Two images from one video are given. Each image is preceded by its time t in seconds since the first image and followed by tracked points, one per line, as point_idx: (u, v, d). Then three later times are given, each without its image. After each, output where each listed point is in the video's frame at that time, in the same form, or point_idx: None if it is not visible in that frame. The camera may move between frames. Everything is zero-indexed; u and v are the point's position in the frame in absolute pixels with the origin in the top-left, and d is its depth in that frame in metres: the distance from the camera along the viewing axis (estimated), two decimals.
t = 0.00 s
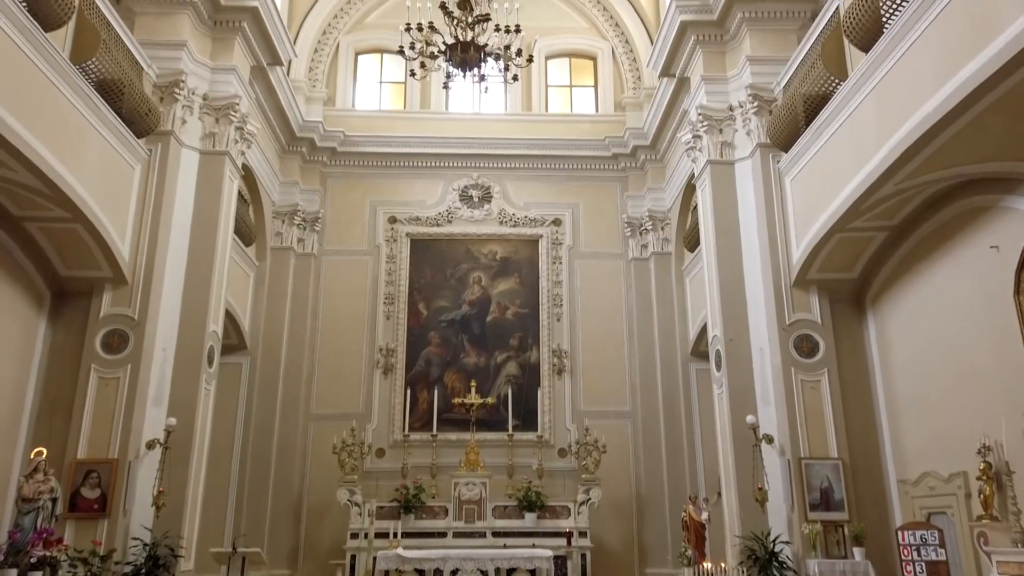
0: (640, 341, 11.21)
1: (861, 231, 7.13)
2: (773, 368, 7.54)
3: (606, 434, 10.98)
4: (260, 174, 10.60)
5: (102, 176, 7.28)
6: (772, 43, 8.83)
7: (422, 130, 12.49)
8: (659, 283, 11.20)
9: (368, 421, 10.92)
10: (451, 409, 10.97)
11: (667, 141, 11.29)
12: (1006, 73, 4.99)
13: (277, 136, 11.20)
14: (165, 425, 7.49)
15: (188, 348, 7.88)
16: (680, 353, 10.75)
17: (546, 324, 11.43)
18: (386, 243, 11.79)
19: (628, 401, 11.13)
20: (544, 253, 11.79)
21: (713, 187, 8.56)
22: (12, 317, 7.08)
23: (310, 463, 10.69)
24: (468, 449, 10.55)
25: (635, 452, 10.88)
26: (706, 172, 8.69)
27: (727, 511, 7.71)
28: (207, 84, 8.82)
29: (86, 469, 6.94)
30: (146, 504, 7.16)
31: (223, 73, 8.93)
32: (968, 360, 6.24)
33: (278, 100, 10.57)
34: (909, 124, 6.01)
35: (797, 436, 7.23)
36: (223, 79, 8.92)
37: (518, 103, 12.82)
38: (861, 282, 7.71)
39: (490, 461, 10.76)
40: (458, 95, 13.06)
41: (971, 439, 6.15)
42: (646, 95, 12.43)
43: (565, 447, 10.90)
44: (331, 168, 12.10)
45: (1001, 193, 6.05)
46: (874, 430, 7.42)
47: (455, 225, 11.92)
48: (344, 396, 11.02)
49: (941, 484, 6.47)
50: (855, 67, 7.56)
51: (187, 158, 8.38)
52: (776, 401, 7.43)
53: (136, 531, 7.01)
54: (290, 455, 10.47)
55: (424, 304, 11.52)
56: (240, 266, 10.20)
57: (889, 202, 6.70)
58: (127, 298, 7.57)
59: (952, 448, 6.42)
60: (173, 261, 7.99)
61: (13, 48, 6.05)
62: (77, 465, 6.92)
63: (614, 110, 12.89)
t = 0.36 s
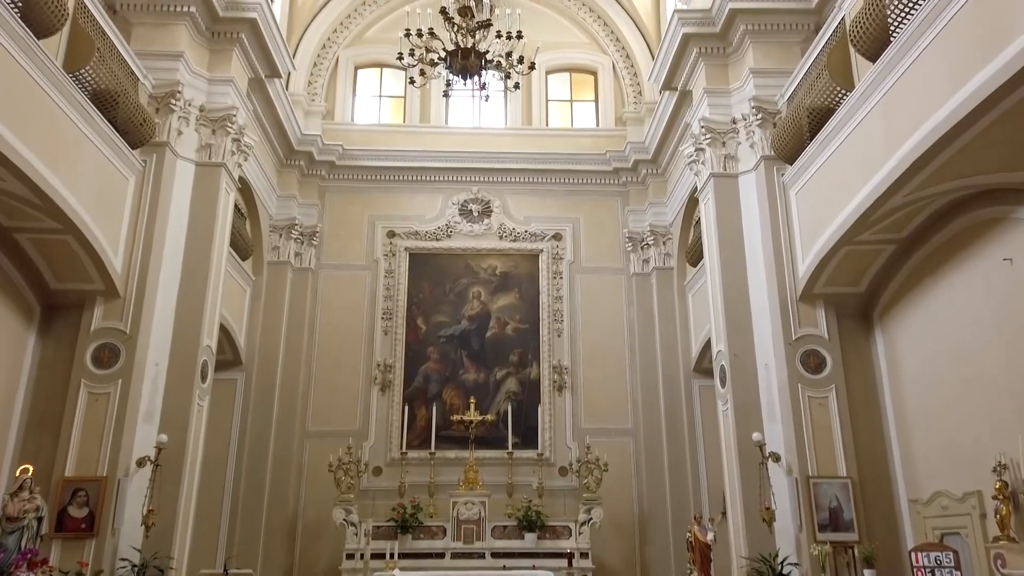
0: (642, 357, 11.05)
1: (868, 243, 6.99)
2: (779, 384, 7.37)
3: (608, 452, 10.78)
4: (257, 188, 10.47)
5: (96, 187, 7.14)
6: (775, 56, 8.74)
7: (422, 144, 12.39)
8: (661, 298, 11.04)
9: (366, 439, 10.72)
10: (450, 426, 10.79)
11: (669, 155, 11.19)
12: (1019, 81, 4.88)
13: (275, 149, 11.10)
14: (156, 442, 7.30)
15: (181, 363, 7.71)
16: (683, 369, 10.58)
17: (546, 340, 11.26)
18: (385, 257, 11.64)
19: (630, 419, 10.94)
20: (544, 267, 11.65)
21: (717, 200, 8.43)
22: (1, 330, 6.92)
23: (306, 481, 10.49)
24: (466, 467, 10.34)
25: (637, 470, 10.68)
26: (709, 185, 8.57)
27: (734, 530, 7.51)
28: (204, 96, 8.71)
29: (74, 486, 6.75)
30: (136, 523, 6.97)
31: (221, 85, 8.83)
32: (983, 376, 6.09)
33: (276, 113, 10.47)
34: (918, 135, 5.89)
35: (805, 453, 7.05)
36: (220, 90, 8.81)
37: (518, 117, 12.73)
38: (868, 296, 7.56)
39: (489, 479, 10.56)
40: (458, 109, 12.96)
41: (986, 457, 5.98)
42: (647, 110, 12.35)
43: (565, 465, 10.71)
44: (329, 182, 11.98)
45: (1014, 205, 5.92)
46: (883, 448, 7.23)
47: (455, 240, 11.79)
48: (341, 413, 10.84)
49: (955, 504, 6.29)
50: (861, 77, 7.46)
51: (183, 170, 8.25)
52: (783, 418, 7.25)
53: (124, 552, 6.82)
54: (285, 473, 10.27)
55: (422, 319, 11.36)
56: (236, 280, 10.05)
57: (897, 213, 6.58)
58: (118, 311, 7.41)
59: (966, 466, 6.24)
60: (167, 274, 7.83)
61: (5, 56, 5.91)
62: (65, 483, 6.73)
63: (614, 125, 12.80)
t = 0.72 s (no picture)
0: (643, 372, 10.87)
1: (874, 254, 6.85)
2: (784, 398, 7.20)
3: (608, 470, 10.57)
4: (252, 200, 10.34)
5: (86, 197, 6.99)
6: (776, 66, 8.63)
7: (420, 157, 12.27)
8: (662, 313, 10.88)
9: (361, 456, 10.52)
10: (448, 443, 10.59)
11: (669, 167, 11.07)
12: None
13: (271, 161, 10.98)
14: (144, 458, 7.11)
15: (171, 378, 7.54)
16: (685, 384, 10.38)
17: (546, 355, 11.09)
18: (382, 271, 11.49)
19: (630, 436, 10.74)
20: (543, 281, 11.49)
21: (718, 211, 8.29)
22: None
23: (299, 499, 10.27)
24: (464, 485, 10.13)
25: (638, 488, 10.47)
26: (710, 197, 8.44)
27: (738, 549, 7.31)
28: (198, 106, 8.59)
29: (59, 504, 6.56)
30: (122, 542, 6.76)
31: (216, 95, 8.71)
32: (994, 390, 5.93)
33: (272, 124, 10.36)
34: (925, 142, 5.77)
35: (811, 469, 6.87)
36: (214, 100, 8.69)
37: (517, 130, 12.62)
38: (874, 308, 7.41)
39: (487, 497, 10.34)
40: (456, 122, 12.86)
41: (1000, 473, 5.81)
42: (647, 123, 12.24)
43: (565, 483, 10.50)
44: (325, 195, 11.85)
45: None
46: (892, 464, 7.05)
47: (453, 253, 11.64)
48: (336, 429, 10.63)
49: (968, 522, 6.10)
50: (864, 85, 7.34)
51: (175, 180, 8.11)
52: (788, 433, 7.07)
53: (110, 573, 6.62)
54: (278, 491, 10.06)
55: (419, 334, 11.18)
56: (230, 293, 9.89)
57: (904, 222, 6.44)
58: (108, 324, 7.24)
59: (979, 482, 6.05)
60: (158, 287, 7.67)
61: None
62: (50, 500, 6.54)
63: (614, 138, 12.70)
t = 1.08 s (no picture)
0: (644, 387, 10.67)
1: (881, 263, 6.69)
2: (789, 411, 7.01)
3: (608, 486, 10.34)
4: (246, 211, 10.19)
5: (73, 205, 6.83)
6: (778, 75, 8.51)
7: (417, 169, 12.13)
8: (662, 325, 10.70)
9: (356, 472, 10.29)
10: (444, 459, 10.37)
11: (669, 179, 10.94)
12: None
13: (265, 172, 10.85)
14: (130, 474, 6.91)
15: (160, 392, 7.34)
16: (686, 399, 10.18)
17: (544, 369, 10.89)
18: (378, 284, 11.31)
19: (631, 452, 10.53)
20: (541, 294, 11.32)
21: (720, 221, 8.14)
22: None
23: (292, 516, 10.04)
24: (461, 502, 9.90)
25: (639, 505, 10.24)
26: (712, 206, 8.28)
27: (743, 568, 7.09)
28: (190, 115, 8.46)
29: (40, 522, 6.37)
30: (106, 561, 6.55)
31: (209, 104, 8.58)
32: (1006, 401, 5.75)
33: (266, 135, 10.24)
34: (932, 147, 5.62)
35: (818, 485, 6.67)
36: (207, 109, 8.56)
37: (515, 142, 12.50)
38: (881, 319, 7.24)
39: (484, 515, 10.11)
40: (453, 134, 12.75)
41: (1014, 488, 5.61)
42: (646, 135, 12.12)
43: (565, 499, 10.27)
44: (321, 207, 11.70)
45: None
46: (901, 479, 6.84)
47: (450, 266, 11.47)
48: (330, 445, 10.42)
49: (981, 538, 5.90)
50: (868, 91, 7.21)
51: (167, 190, 7.96)
52: (794, 448, 6.88)
53: None
54: (271, 508, 9.84)
55: (416, 348, 10.99)
56: (222, 306, 9.71)
57: (911, 230, 6.29)
58: (94, 335, 7.06)
59: (993, 498, 5.85)
60: (147, 298, 7.49)
61: None
62: (31, 517, 6.36)
63: (613, 150, 12.57)
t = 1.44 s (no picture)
0: (646, 403, 10.48)
1: (889, 274, 6.55)
2: (796, 428, 6.84)
3: (610, 505, 10.13)
4: (243, 224, 10.06)
5: (63, 215, 6.67)
6: (781, 86, 8.41)
7: (415, 183, 12.02)
8: (664, 341, 10.53)
9: (352, 491, 10.09)
10: (443, 477, 10.17)
11: (671, 193, 10.83)
12: None
13: (262, 186, 10.73)
14: (119, 492, 6.74)
15: (151, 407, 7.18)
16: (689, 416, 9.99)
17: (545, 385, 10.71)
18: (376, 298, 11.16)
19: (633, 470, 10.33)
20: (542, 309, 11.16)
21: (723, 234, 8.00)
22: None
23: (287, 536, 9.83)
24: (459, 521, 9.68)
25: (641, 524, 10.03)
26: (715, 219, 8.15)
27: None
28: (186, 125, 8.35)
29: (25, 540, 6.15)
30: None
31: (205, 115, 8.47)
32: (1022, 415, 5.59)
33: (264, 148, 10.13)
34: (942, 155, 5.50)
35: (827, 503, 6.48)
36: (204, 120, 8.45)
37: (515, 156, 12.40)
38: (889, 332, 7.09)
39: (483, 534, 9.89)
40: (453, 148, 12.66)
41: None
42: (647, 149, 12.01)
43: (565, 519, 10.05)
44: (319, 221, 11.58)
45: None
46: (912, 497, 6.65)
47: (449, 280, 11.32)
48: (326, 463, 10.22)
49: (998, 558, 5.71)
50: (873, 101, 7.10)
51: (161, 201, 7.83)
52: (801, 465, 6.70)
53: None
54: (265, 527, 9.63)
55: (414, 363, 10.82)
56: (217, 320, 9.56)
57: (921, 240, 6.15)
58: (84, 349, 6.90)
59: (1008, 516, 5.66)
60: (139, 311, 7.34)
61: None
62: (15, 536, 6.14)
63: (613, 165, 12.46)
